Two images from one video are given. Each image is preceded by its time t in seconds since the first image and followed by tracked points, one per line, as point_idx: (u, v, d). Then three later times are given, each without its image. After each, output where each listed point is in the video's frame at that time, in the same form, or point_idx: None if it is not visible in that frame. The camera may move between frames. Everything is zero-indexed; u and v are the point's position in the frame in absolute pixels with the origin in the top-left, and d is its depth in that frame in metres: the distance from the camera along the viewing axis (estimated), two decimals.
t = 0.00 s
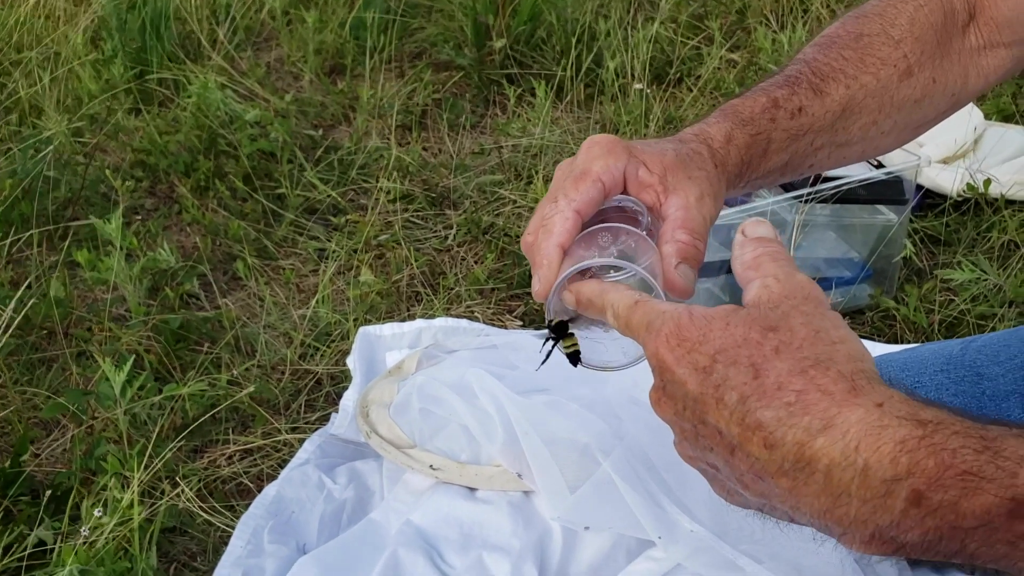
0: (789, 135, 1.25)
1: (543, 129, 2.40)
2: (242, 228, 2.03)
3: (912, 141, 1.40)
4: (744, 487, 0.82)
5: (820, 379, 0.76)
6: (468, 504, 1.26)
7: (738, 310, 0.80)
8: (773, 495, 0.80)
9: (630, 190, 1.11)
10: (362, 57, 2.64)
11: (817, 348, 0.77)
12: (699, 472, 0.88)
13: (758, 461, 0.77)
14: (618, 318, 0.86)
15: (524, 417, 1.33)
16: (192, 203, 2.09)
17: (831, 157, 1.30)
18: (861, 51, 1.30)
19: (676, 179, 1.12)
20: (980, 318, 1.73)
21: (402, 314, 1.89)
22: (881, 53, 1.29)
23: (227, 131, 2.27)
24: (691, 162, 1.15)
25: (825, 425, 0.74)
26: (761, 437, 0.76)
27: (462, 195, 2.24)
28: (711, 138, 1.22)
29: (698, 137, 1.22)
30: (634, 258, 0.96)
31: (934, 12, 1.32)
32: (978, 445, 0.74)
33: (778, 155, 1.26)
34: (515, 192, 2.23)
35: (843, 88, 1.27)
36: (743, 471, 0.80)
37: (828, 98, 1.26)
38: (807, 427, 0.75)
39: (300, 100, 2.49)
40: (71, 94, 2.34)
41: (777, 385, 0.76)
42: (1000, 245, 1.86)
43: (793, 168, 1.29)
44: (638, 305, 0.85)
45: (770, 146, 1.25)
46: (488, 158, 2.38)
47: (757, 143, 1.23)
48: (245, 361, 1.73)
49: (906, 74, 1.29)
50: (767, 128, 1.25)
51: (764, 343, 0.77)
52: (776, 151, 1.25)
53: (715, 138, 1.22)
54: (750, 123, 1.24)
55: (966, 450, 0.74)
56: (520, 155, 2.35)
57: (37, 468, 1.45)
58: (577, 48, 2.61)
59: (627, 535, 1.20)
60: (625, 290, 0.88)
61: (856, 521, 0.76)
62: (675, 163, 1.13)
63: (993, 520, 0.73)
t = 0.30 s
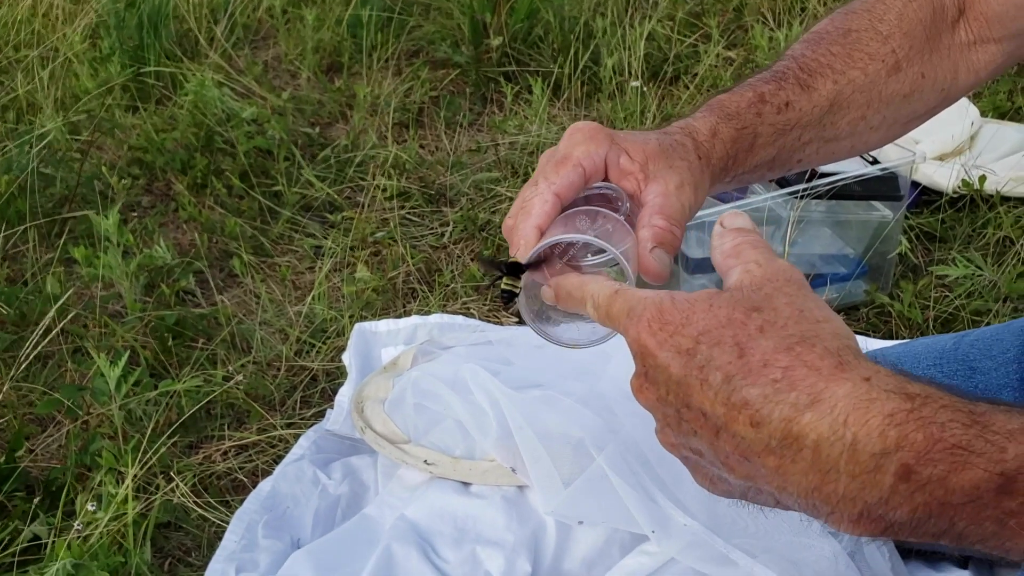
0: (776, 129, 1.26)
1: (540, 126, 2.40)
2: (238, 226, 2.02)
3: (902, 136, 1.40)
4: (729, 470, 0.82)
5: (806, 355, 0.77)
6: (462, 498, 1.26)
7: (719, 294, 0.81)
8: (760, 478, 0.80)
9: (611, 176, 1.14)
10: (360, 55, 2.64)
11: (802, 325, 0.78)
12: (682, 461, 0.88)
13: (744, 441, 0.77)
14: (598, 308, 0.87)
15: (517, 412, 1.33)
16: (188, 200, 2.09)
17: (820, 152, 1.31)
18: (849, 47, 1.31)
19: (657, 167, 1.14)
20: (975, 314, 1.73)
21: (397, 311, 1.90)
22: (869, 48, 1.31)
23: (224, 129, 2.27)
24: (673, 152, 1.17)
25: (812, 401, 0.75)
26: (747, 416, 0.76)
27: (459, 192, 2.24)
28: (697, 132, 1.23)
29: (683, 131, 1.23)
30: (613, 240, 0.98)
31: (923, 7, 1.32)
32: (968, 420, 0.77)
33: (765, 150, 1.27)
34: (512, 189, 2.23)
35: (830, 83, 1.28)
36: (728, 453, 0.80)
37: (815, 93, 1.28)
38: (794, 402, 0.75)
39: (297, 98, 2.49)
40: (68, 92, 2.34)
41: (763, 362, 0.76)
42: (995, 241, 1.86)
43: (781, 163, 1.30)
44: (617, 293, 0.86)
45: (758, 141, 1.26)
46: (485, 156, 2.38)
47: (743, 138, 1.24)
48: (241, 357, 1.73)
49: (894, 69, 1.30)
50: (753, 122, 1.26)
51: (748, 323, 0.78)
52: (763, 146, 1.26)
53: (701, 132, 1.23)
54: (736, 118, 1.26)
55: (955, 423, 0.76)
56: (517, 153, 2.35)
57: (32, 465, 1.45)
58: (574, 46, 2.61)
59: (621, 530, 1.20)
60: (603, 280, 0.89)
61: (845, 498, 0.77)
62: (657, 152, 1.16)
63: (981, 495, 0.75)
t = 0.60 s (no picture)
0: (765, 126, 1.27)
1: (538, 125, 2.39)
2: (236, 224, 2.02)
3: (894, 135, 1.40)
4: (716, 461, 0.81)
5: (794, 343, 0.77)
6: (458, 496, 1.26)
7: (701, 284, 0.82)
8: (748, 468, 0.80)
9: (595, 167, 1.16)
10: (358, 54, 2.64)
11: (788, 313, 0.79)
12: (666, 453, 0.88)
13: (733, 431, 0.77)
14: (577, 299, 0.89)
15: (514, 409, 1.33)
16: (185, 199, 2.09)
17: (810, 149, 1.31)
18: (840, 45, 1.32)
19: (642, 158, 1.15)
20: (971, 313, 1.74)
21: (394, 309, 1.90)
22: (860, 46, 1.31)
23: (221, 128, 2.27)
24: (659, 144, 1.18)
25: (802, 389, 0.76)
26: (736, 406, 0.76)
27: (456, 190, 2.24)
28: (685, 128, 1.24)
29: (672, 126, 1.24)
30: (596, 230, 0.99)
31: (915, 5, 1.33)
32: (957, 408, 0.77)
33: (754, 147, 1.27)
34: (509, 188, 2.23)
35: (819, 81, 1.29)
36: (715, 444, 0.79)
37: (805, 91, 1.28)
38: (784, 391, 0.76)
39: (295, 96, 2.49)
40: (65, 90, 2.34)
41: (750, 352, 0.77)
42: (992, 239, 1.86)
43: (772, 160, 1.30)
44: (597, 285, 0.88)
45: (746, 137, 1.26)
46: (483, 155, 2.38)
47: (731, 134, 1.25)
48: (238, 355, 1.73)
49: (885, 67, 1.30)
50: (741, 119, 1.27)
51: (734, 312, 0.79)
52: (752, 143, 1.27)
53: (689, 127, 1.24)
54: (725, 114, 1.26)
55: (946, 412, 0.76)
56: (514, 151, 2.35)
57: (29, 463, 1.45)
58: (572, 44, 2.61)
59: (617, 528, 1.21)
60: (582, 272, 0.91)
61: (835, 488, 0.77)
62: (643, 143, 1.17)
63: (973, 484, 0.75)
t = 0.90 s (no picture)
0: (756, 124, 1.27)
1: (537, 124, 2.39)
2: (234, 224, 2.02)
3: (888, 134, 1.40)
4: (703, 453, 0.81)
5: (782, 334, 0.77)
6: (456, 495, 1.26)
7: (686, 276, 0.82)
8: (737, 461, 0.80)
9: (584, 161, 1.16)
10: (357, 54, 2.63)
11: (775, 305, 0.79)
12: (649, 445, 0.87)
13: (721, 422, 0.77)
14: (558, 284, 0.87)
15: (512, 409, 1.33)
16: (184, 199, 2.09)
17: (803, 148, 1.31)
18: (833, 44, 1.32)
19: (629, 153, 1.15)
20: (969, 312, 1.74)
21: (393, 309, 1.89)
22: (853, 45, 1.31)
23: (220, 128, 2.26)
24: (648, 139, 1.18)
25: (792, 379, 0.76)
26: (724, 397, 0.76)
27: (455, 190, 2.23)
28: (676, 124, 1.23)
29: (662, 122, 1.23)
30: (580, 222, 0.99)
31: (909, 5, 1.33)
32: (947, 398, 0.79)
33: (746, 144, 1.27)
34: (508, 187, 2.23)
35: (811, 80, 1.29)
36: (703, 436, 0.79)
37: (797, 89, 1.28)
38: (774, 380, 0.76)
39: (294, 96, 2.48)
40: (63, 90, 2.33)
41: (739, 343, 0.77)
42: (991, 239, 1.86)
43: (764, 158, 1.29)
44: (580, 273, 0.86)
45: (738, 135, 1.26)
46: (481, 154, 2.38)
47: (722, 131, 1.25)
48: (236, 356, 1.73)
49: (878, 66, 1.31)
50: (733, 116, 1.26)
51: (722, 303, 0.79)
52: (744, 140, 1.27)
53: (679, 123, 1.23)
54: (716, 112, 1.26)
55: (934, 401, 0.78)
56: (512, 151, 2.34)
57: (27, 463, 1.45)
58: (571, 44, 2.61)
59: (615, 527, 1.20)
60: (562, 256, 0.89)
61: (824, 478, 0.77)
62: (632, 138, 1.16)
63: (961, 474, 0.76)
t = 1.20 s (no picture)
0: (752, 121, 1.27)
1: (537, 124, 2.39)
2: (233, 223, 2.02)
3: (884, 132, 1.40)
4: (698, 443, 0.81)
5: (779, 324, 0.78)
6: (456, 496, 1.26)
7: (684, 267, 0.81)
8: (733, 451, 0.80)
9: (579, 156, 1.16)
10: (357, 54, 2.63)
11: (772, 294, 0.80)
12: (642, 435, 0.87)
13: (718, 413, 0.78)
14: (551, 272, 0.87)
15: (513, 409, 1.33)
16: (184, 199, 2.09)
17: (798, 145, 1.31)
18: (829, 42, 1.32)
19: (624, 149, 1.15)
20: (970, 312, 1.74)
21: (393, 309, 1.90)
22: (850, 43, 1.31)
23: (220, 128, 2.26)
24: (643, 136, 1.18)
25: (789, 369, 0.76)
26: (721, 387, 0.77)
27: (455, 190, 2.23)
28: (672, 120, 1.23)
29: (658, 119, 1.23)
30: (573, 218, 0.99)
31: (906, 2, 1.33)
32: (943, 389, 0.78)
33: (741, 141, 1.27)
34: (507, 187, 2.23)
35: (808, 77, 1.29)
36: (698, 426, 0.80)
37: (793, 86, 1.28)
38: (771, 370, 0.76)
39: (294, 96, 2.48)
40: (63, 90, 2.33)
41: (736, 333, 0.77)
42: (990, 238, 1.86)
43: (759, 155, 1.30)
44: (575, 262, 0.85)
45: (734, 131, 1.26)
46: (481, 154, 2.38)
47: (718, 128, 1.25)
48: (236, 355, 1.73)
49: (875, 64, 1.31)
50: (729, 112, 1.26)
51: (719, 294, 0.79)
52: (739, 136, 1.27)
53: (675, 120, 1.23)
54: (712, 108, 1.26)
55: (931, 392, 0.77)
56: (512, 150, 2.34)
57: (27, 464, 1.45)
58: (571, 44, 2.61)
59: (615, 527, 1.20)
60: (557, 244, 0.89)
61: (821, 467, 0.78)
62: (627, 134, 1.17)
63: (956, 465, 0.77)
